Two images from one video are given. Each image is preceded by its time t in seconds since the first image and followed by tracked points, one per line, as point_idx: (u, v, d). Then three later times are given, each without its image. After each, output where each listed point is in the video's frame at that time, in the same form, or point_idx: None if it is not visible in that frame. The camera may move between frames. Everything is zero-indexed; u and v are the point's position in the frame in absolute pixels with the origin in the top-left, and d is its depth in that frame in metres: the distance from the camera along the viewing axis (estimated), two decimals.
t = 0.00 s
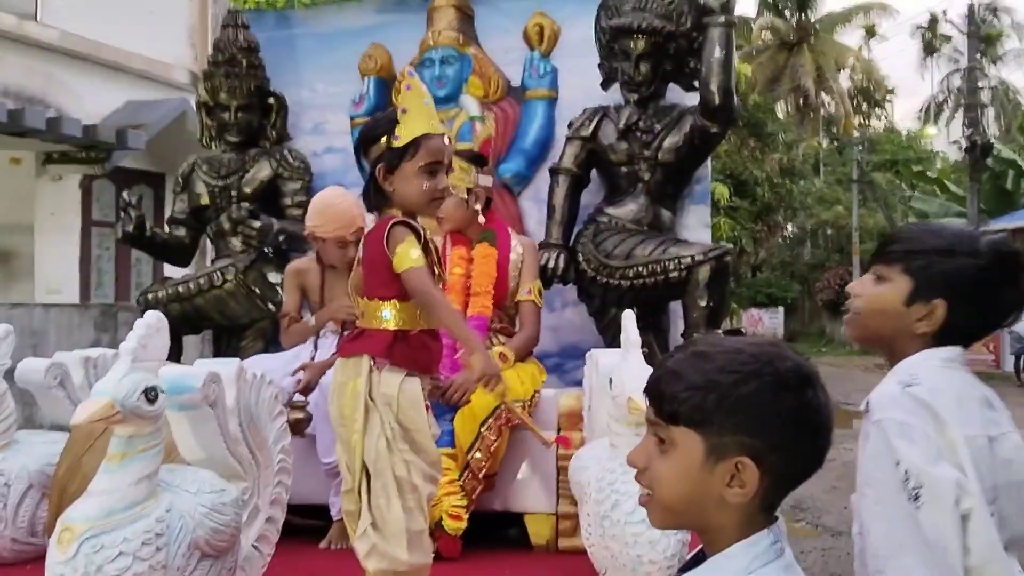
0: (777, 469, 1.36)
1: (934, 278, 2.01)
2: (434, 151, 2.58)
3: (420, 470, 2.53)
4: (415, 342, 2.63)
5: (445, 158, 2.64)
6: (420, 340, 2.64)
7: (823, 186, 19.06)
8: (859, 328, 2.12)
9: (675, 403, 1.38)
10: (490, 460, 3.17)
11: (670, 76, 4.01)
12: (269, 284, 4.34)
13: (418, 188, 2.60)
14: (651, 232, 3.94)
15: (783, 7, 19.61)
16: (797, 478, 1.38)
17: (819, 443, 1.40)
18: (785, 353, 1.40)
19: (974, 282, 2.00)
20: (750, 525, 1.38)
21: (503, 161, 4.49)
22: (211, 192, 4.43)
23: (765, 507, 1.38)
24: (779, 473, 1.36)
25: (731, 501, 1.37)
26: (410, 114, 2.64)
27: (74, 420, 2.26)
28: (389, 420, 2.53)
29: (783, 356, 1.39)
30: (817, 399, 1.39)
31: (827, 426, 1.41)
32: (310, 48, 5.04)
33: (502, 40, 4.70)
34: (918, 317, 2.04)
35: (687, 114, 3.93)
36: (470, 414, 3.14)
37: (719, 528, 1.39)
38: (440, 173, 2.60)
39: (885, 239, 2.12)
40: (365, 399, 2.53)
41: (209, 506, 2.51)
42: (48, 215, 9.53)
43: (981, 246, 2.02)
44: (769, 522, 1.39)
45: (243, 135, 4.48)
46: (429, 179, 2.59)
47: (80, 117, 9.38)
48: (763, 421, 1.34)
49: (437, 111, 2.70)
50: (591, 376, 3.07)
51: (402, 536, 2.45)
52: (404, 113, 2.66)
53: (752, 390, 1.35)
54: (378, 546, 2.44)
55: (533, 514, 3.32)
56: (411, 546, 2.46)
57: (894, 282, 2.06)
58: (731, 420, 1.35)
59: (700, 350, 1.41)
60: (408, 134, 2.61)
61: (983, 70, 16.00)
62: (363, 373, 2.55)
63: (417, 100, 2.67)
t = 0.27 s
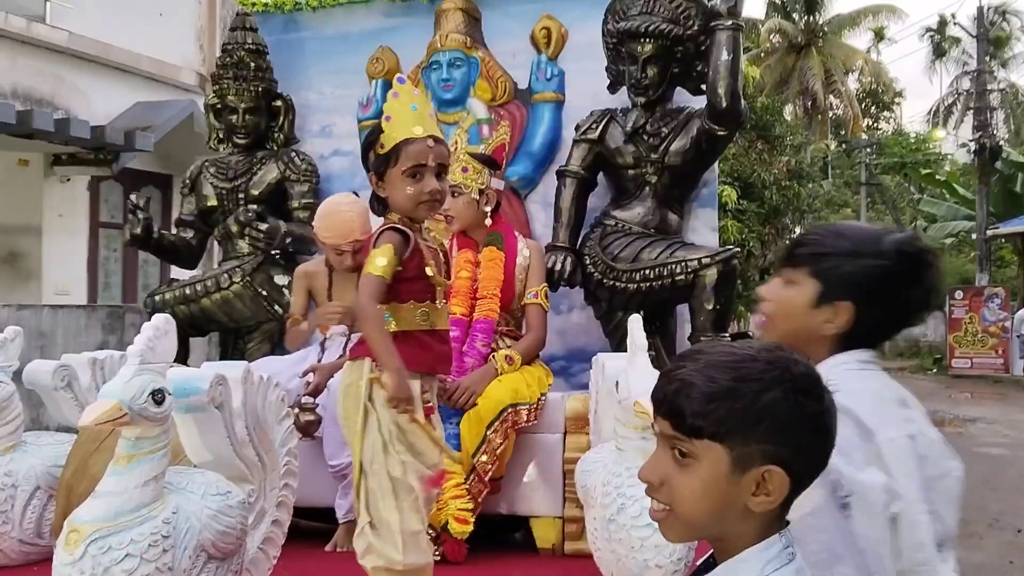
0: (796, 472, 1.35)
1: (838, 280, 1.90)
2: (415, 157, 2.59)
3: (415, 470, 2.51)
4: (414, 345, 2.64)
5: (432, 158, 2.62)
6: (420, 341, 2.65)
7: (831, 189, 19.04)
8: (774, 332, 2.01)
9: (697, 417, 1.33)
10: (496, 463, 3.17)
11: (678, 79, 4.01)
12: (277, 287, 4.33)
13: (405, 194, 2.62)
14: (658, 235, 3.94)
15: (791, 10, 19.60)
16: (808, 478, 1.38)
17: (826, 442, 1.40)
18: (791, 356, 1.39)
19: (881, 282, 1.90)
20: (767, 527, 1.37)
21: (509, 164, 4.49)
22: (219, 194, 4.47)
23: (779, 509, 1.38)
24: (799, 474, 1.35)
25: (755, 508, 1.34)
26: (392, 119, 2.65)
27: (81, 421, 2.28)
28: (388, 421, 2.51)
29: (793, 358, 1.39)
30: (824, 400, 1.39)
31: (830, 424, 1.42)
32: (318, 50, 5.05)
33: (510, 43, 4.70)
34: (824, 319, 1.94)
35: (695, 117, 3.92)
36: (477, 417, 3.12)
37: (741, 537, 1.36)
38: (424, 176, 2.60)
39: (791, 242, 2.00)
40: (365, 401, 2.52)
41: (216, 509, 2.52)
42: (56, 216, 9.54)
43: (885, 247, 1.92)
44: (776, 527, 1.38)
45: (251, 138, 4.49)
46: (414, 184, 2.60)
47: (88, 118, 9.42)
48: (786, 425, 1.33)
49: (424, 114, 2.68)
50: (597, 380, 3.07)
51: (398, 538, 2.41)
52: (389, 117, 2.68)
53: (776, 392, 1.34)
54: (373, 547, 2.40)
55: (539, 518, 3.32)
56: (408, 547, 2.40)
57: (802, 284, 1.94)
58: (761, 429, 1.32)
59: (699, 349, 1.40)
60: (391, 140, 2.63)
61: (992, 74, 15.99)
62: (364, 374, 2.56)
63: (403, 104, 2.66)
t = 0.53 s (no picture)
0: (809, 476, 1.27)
1: (728, 293, 1.66)
2: (421, 162, 2.58)
3: (419, 471, 2.51)
4: (418, 343, 2.63)
5: (439, 161, 2.60)
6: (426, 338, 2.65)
7: (839, 192, 19.00)
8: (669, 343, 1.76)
9: (713, 418, 1.25)
10: (505, 465, 3.18)
11: (687, 81, 4.00)
12: (285, 289, 4.32)
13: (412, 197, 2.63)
14: (667, 238, 3.93)
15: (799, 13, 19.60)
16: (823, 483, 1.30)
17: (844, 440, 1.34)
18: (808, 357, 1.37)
19: (773, 306, 1.64)
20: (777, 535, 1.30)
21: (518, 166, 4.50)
22: (228, 196, 4.48)
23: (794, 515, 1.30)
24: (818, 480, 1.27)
25: (768, 513, 1.27)
26: (402, 123, 2.64)
27: (94, 423, 2.27)
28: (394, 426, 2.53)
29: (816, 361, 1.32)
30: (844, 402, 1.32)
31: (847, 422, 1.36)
32: (326, 52, 5.06)
33: (519, 45, 4.70)
34: (709, 331, 1.67)
35: (705, 120, 3.91)
36: (484, 420, 3.12)
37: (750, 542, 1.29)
38: (430, 180, 2.59)
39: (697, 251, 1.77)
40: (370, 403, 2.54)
41: (225, 510, 2.53)
42: (63, 218, 9.55)
43: (777, 266, 1.67)
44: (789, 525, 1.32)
45: (260, 140, 4.50)
46: (420, 189, 2.60)
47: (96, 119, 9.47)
48: (807, 430, 1.25)
49: (435, 119, 2.66)
50: (607, 383, 3.04)
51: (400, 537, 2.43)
52: (398, 122, 2.67)
53: (802, 398, 1.26)
54: (378, 547, 2.44)
55: (547, 521, 3.31)
56: (411, 548, 2.42)
57: (696, 292, 1.70)
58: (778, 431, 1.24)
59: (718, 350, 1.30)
60: (400, 145, 2.63)
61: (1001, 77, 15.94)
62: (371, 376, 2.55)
63: (413, 109, 2.65)
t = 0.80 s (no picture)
0: (751, 472, 1.34)
1: (681, 297, 1.97)
2: (456, 181, 2.46)
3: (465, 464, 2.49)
4: (417, 360, 2.53)
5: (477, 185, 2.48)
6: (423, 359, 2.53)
7: (846, 197, 18.97)
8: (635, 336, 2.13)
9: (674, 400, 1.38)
10: (514, 469, 3.17)
11: (696, 86, 4.00)
12: (294, 292, 4.32)
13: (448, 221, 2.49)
14: (676, 242, 3.93)
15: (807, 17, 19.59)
16: (787, 490, 1.33)
17: (835, 453, 1.33)
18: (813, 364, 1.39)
19: (722, 308, 1.93)
20: (740, 530, 1.37)
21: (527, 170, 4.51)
22: (237, 199, 4.50)
23: (755, 514, 1.36)
24: (756, 480, 1.33)
25: (709, 494, 1.39)
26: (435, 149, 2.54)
27: (105, 424, 2.31)
28: (417, 426, 2.50)
29: (802, 369, 1.35)
30: (828, 412, 1.33)
31: (849, 434, 1.36)
32: (335, 56, 5.07)
33: (528, 50, 4.70)
34: (666, 330, 2.01)
35: (713, 124, 3.91)
36: (494, 422, 3.10)
37: (714, 525, 1.41)
38: (466, 201, 2.46)
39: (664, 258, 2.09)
40: (383, 416, 2.50)
41: (235, 513, 2.53)
42: (72, 221, 9.56)
43: (731, 273, 1.96)
44: (779, 526, 1.37)
45: (270, 144, 4.51)
46: (456, 210, 2.47)
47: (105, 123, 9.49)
48: (738, 431, 1.33)
49: (470, 142, 2.55)
50: (618, 386, 3.04)
51: (474, 531, 2.40)
52: (433, 148, 2.57)
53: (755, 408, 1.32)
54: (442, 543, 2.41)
55: (556, 525, 3.30)
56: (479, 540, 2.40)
57: (658, 293, 2.04)
58: (712, 423, 1.37)
59: (727, 351, 1.41)
60: (434, 168, 2.53)
61: (1009, 82, 15.90)
62: (375, 393, 2.52)
63: (448, 133, 2.56)
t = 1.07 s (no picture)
0: (739, 469, 1.29)
1: (827, 294, 1.62)
2: (489, 180, 2.63)
3: (458, 486, 2.59)
4: (437, 365, 2.66)
5: (507, 184, 2.64)
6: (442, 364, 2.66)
7: (853, 202, 18.93)
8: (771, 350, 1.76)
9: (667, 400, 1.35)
10: (521, 474, 3.16)
11: (703, 91, 4.00)
12: (301, 297, 4.33)
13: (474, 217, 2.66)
14: (683, 247, 3.93)
15: (814, 22, 19.58)
16: (775, 483, 1.29)
17: (821, 454, 1.31)
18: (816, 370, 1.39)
19: (873, 303, 1.60)
20: (731, 533, 1.32)
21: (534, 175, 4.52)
22: (245, 204, 4.52)
23: (743, 515, 1.31)
24: (744, 477, 1.28)
25: (696, 494, 1.33)
26: (471, 141, 2.72)
27: (112, 428, 2.30)
28: (422, 440, 2.60)
29: (789, 370, 1.32)
30: (816, 411, 1.30)
31: (838, 434, 1.34)
32: (343, 61, 5.09)
33: (534, 55, 4.71)
34: (814, 331, 1.65)
35: (720, 129, 3.91)
36: (501, 429, 3.09)
37: (704, 527, 1.35)
38: (496, 201, 2.63)
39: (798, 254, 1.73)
40: (391, 421, 2.63)
41: (242, 517, 2.53)
42: (80, 225, 9.52)
43: (883, 263, 1.63)
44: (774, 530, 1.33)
45: (277, 149, 4.52)
46: (485, 208, 2.63)
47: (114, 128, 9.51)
48: (726, 426, 1.29)
49: (504, 141, 2.72)
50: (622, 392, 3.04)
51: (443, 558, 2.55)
52: (468, 140, 2.74)
53: (744, 408, 1.28)
54: (417, 567, 2.55)
55: (563, 530, 3.29)
56: (451, 565, 2.55)
57: (795, 296, 1.67)
58: (698, 419, 1.32)
59: (718, 353, 1.37)
60: (467, 162, 2.69)
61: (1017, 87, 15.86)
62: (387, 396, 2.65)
63: (484, 129, 2.74)
